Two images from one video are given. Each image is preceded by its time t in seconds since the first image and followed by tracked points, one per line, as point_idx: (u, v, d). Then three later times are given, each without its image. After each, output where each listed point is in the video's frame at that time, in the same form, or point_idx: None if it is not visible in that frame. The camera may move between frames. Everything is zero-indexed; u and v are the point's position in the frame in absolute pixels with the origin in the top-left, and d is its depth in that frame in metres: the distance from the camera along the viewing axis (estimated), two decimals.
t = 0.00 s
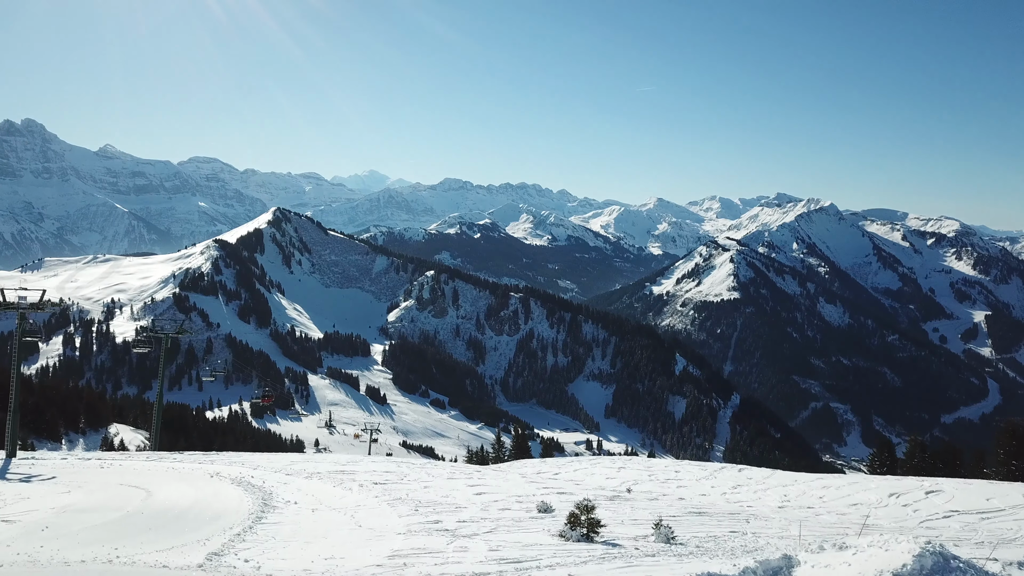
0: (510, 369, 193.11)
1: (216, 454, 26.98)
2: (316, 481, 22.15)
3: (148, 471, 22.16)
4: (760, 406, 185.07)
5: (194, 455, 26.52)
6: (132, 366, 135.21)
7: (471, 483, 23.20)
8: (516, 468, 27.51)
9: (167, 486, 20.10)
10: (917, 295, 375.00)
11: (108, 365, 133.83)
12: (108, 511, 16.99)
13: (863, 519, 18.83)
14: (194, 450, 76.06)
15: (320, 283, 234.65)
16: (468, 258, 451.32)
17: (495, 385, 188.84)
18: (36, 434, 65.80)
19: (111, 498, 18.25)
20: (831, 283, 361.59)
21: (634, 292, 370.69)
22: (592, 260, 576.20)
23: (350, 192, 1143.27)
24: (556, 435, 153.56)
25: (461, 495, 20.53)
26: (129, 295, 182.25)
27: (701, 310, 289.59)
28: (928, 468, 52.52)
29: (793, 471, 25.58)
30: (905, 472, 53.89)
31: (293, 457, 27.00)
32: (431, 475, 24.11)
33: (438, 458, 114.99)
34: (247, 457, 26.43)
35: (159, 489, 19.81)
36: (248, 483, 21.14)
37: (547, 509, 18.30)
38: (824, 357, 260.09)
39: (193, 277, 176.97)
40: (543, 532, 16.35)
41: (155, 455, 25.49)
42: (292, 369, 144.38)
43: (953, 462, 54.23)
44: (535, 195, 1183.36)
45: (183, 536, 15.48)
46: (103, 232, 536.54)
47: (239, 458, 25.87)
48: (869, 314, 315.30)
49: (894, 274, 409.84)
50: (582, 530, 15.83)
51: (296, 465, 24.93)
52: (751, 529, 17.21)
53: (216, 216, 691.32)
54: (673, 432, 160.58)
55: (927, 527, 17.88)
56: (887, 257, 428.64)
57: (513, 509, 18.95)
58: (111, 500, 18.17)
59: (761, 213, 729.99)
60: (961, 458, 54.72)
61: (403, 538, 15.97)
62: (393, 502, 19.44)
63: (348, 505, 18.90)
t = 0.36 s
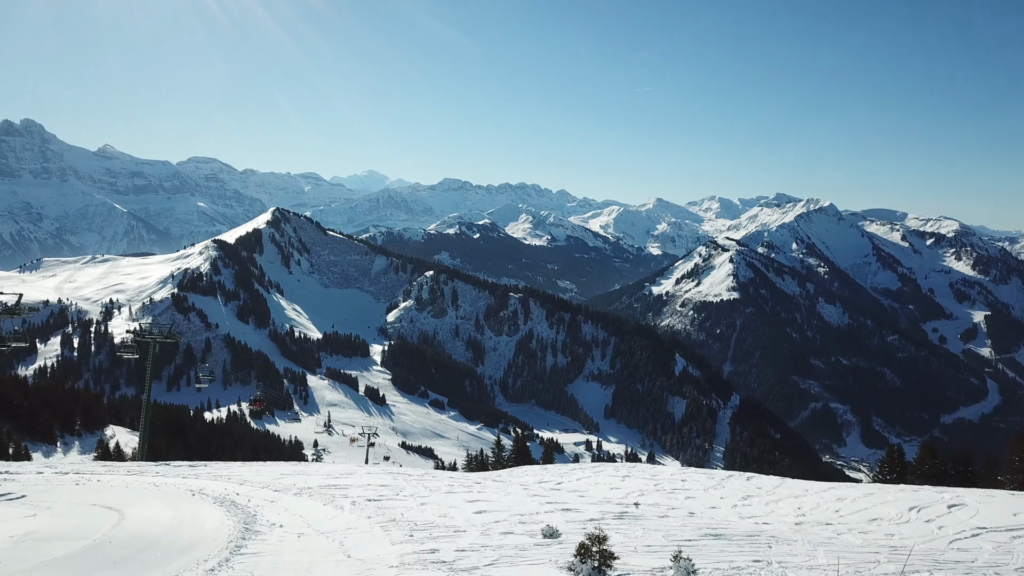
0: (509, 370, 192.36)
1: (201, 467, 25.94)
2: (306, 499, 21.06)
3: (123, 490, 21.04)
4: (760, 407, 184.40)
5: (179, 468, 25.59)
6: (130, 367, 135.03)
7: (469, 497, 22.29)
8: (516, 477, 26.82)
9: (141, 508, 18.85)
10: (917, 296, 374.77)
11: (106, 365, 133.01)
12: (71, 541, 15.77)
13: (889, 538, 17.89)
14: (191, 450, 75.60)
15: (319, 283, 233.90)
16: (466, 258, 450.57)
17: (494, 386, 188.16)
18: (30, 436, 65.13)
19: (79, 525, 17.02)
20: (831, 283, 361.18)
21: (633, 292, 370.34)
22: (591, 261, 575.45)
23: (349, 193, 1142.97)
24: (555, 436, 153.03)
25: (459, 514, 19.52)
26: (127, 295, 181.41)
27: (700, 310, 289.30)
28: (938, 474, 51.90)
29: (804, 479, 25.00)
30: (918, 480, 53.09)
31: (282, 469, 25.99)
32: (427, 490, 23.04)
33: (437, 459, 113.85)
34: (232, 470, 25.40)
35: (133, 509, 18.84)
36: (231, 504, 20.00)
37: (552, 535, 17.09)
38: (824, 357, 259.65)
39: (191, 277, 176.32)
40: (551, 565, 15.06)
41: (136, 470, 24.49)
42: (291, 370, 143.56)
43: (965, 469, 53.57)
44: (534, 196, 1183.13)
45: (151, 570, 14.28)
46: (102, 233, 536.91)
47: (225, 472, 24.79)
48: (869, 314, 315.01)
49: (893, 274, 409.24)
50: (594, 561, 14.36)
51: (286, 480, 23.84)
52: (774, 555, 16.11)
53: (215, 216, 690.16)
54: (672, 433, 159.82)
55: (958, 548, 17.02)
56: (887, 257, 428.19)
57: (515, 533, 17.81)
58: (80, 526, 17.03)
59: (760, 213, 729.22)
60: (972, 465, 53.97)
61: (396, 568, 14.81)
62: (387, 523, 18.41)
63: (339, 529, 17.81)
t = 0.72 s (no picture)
0: (508, 370, 191.76)
1: (185, 481, 24.83)
2: (293, 520, 19.94)
3: (96, 509, 19.77)
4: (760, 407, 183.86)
5: (164, 482, 24.49)
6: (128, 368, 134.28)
7: (469, 512, 21.50)
8: (518, 488, 26.09)
9: (105, 533, 17.45)
10: (916, 296, 374.64)
11: (103, 366, 132.06)
12: None
13: (916, 560, 17.18)
14: (189, 453, 74.71)
15: (318, 283, 233.24)
16: (466, 258, 450.02)
17: (493, 386, 187.57)
18: (26, 438, 64.43)
19: (41, 555, 15.82)
20: (830, 284, 361.01)
21: (633, 292, 370.01)
22: (591, 260, 575.33)
23: (348, 192, 1142.40)
24: (554, 436, 152.66)
25: (459, 537, 18.57)
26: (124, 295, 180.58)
27: (699, 310, 288.90)
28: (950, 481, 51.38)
29: (815, 489, 24.52)
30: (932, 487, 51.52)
31: (272, 485, 24.81)
32: (422, 506, 22.07)
33: (437, 460, 113.03)
34: (218, 484, 24.39)
35: (104, 535, 17.59)
36: (211, 527, 18.88)
37: (562, 563, 16.03)
38: (823, 357, 259.23)
39: (190, 278, 175.52)
40: None
41: (117, 485, 23.36)
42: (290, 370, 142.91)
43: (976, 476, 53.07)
44: (533, 196, 1183.05)
45: None
46: (101, 232, 536.83)
47: (210, 487, 23.75)
48: (868, 314, 314.67)
49: (893, 274, 408.76)
50: None
51: (273, 497, 22.75)
52: None
53: (214, 216, 689.74)
54: (672, 433, 159.29)
55: (992, 572, 16.40)
56: (886, 257, 427.77)
57: (521, 560, 16.81)
58: (43, 556, 15.78)
59: (759, 213, 728.82)
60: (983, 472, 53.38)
61: None
62: (380, 550, 17.32)
63: (326, 557, 16.81)
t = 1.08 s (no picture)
0: (508, 370, 191.10)
1: (168, 496, 22.87)
2: (278, 545, 17.86)
3: (56, 537, 16.60)
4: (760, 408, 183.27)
5: (145, 497, 22.54)
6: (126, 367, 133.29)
7: (469, 530, 20.27)
8: (521, 499, 25.18)
9: (65, 562, 14.75)
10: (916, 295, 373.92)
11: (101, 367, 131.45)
12: None
13: None
14: (186, 455, 73.82)
15: (317, 283, 232.58)
16: (465, 258, 449.53)
17: (493, 386, 186.99)
18: (20, 441, 63.56)
19: None
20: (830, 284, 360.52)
21: (632, 292, 369.72)
22: (590, 260, 575.35)
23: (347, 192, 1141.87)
24: (554, 437, 152.21)
25: (458, 562, 17.01)
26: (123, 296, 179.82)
27: (699, 310, 288.49)
28: (963, 489, 50.39)
29: (826, 498, 23.94)
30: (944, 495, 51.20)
31: (261, 500, 23.18)
32: (419, 524, 20.76)
33: (436, 461, 112.23)
34: (206, 500, 22.60)
35: (72, 561, 14.96)
36: (189, 554, 16.57)
37: None
38: (823, 357, 258.76)
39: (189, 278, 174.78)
40: None
41: (92, 501, 21.28)
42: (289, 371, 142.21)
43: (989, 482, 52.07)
44: (533, 196, 1182.78)
45: None
46: (101, 232, 536.86)
47: (194, 504, 21.76)
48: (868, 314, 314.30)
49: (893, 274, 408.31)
50: None
51: (261, 516, 20.92)
52: None
53: (214, 216, 689.40)
54: (672, 434, 158.77)
55: None
56: (886, 257, 427.22)
57: None
58: None
59: (759, 213, 728.32)
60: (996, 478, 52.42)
61: None
62: None
63: None
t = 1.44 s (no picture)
0: (507, 371, 190.41)
1: (149, 513, 21.44)
2: (267, 571, 16.29)
3: (20, 557, 14.84)
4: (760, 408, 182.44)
5: (121, 514, 20.99)
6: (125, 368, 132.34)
7: (468, 549, 19.13)
8: (523, 511, 24.22)
9: (13, 572, 12.87)
10: (916, 295, 373.55)
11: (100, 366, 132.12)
12: None
13: None
14: (183, 456, 73.26)
15: (317, 283, 231.79)
16: (464, 258, 448.58)
17: (492, 387, 186.13)
18: (15, 444, 62.64)
19: None
20: (829, 283, 359.97)
21: (632, 292, 369.29)
22: (590, 260, 574.33)
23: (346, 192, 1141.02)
24: (553, 437, 151.63)
25: None
26: (121, 296, 179.04)
27: (698, 310, 288.08)
28: (976, 496, 49.24)
29: (839, 511, 23.24)
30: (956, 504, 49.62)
31: (248, 517, 21.80)
32: (415, 542, 19.55)
33: (435, 461, 111.45)
34: (188, 517, 21.16)
35: None
36: None
37: None
38: (823, 357, 258.19)
39: (187, 278, 173.91)
40: None
41: (66, 519, 19.73)
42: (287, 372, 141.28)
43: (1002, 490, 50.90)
44: (532, 196, 1181.59)
45: None
46: (100, 232, 536.27)
47: (176, 521, 20.24)
48: (868, 314, 313.70)
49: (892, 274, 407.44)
50: None
51: (246, 534, 19.39)
52: None
53: (213, 216, 687.91)
54: (672, 434, 158.10)
55: None
56: (886, 257, 426.54)
57: None
58: None
59: (758, 212, 727.46)
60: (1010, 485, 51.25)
61: None
62: None
63: None
